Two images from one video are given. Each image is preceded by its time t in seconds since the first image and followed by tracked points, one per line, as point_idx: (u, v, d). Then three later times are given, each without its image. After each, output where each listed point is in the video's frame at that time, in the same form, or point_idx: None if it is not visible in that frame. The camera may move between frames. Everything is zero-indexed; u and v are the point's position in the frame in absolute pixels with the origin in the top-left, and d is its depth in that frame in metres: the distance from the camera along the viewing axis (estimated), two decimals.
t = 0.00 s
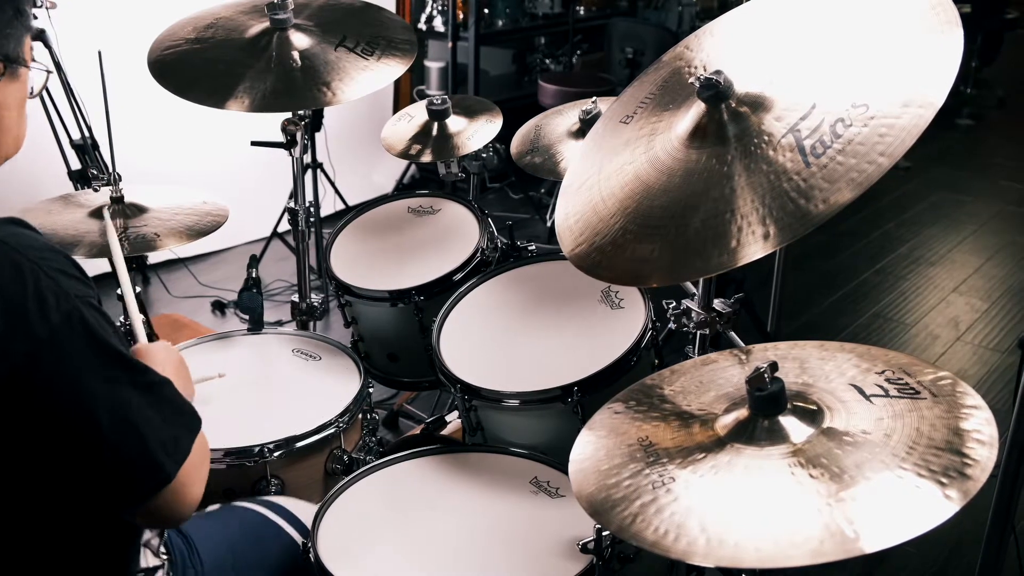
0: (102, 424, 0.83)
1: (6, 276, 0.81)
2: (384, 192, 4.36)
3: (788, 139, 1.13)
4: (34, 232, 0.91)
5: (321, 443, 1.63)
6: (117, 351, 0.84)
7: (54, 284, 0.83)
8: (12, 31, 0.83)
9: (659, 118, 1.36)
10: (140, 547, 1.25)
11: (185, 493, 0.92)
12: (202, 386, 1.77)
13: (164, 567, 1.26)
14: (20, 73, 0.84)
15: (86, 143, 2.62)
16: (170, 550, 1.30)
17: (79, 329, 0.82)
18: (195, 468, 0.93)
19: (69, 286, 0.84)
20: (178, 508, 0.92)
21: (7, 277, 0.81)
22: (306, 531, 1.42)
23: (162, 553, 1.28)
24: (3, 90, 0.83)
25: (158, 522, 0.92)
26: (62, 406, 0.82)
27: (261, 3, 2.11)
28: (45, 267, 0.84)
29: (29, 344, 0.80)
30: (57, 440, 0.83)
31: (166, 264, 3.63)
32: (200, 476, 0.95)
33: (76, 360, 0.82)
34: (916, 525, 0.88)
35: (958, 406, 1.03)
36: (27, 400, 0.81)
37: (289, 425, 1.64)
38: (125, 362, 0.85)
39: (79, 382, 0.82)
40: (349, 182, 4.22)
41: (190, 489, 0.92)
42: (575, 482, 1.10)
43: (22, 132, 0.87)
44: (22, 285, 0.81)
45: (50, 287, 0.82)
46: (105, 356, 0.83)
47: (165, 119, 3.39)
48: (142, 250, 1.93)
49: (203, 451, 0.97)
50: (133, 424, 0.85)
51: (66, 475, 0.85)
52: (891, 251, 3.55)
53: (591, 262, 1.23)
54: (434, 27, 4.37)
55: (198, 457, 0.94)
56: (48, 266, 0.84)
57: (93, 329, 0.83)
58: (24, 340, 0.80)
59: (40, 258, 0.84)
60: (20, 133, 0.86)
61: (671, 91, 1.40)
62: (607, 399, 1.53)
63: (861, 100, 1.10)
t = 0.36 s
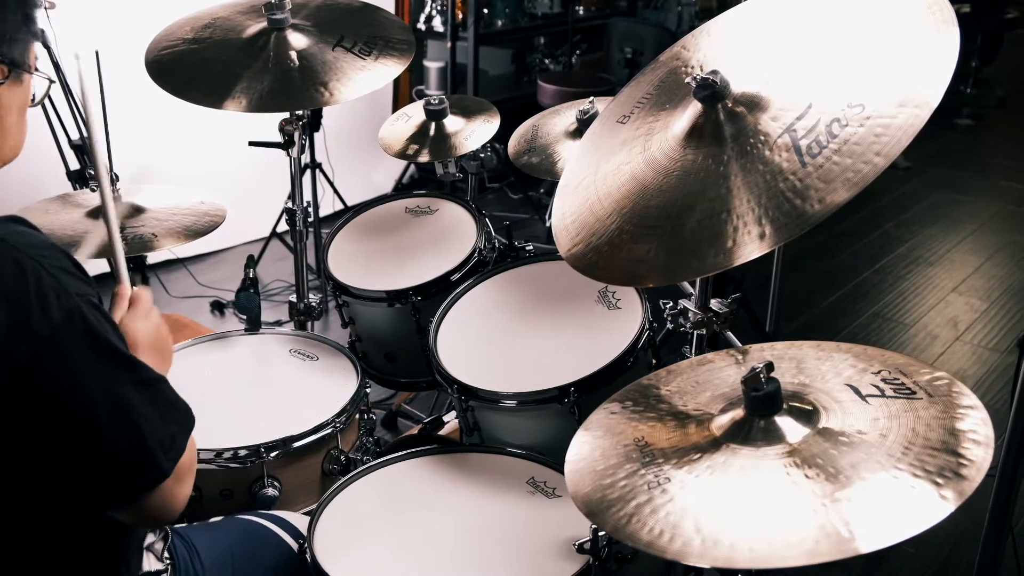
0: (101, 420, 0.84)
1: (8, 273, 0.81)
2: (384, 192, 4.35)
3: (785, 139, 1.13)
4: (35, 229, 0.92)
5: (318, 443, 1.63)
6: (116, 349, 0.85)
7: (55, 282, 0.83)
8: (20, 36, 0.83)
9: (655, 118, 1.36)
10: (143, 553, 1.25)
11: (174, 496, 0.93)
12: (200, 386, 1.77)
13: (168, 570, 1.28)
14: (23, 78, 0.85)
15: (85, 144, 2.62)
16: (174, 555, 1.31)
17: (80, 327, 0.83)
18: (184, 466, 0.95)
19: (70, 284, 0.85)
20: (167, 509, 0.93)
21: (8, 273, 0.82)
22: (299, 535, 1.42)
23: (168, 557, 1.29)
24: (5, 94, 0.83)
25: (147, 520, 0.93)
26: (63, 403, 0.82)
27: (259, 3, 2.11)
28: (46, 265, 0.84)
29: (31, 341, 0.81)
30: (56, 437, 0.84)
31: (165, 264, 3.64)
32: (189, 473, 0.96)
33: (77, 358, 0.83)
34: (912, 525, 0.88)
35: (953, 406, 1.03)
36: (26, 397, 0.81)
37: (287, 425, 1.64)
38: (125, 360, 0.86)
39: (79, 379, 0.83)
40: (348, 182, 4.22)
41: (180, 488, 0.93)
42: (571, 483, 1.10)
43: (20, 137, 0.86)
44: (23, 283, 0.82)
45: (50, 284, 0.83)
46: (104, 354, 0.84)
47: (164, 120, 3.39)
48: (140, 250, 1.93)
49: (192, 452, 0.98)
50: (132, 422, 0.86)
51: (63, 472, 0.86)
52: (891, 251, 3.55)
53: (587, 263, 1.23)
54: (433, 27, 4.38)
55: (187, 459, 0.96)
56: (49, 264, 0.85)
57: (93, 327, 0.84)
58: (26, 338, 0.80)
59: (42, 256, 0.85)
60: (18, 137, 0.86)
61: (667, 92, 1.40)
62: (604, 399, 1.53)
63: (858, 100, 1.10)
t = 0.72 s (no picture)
0: (100, 413, 0.85)
1: None
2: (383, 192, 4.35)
3: (781, 139, 1.13)
4: (19, 230, 0.92)
5: (315, 443, 1.62)
6: (107, 340, 0.86)
7: (39, 276, 0.83)
8: None
9: (651, 118, 1.36)
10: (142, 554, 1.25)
11: (178, 474, 0.97)
12: (198, 386, 1.77)
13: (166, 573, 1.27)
14: None
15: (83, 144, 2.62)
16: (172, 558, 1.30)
17: (69, 321, 0.83)
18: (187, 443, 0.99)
19: (54, 278, 0.85)
20: (174, 485, 0.98)
21: None
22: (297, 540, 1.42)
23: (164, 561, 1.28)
24: None
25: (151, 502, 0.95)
26: (59, 401, 0.83)
27: (256, 3, 2.11)
28: (28, 261, 0.84)
29: (22, 343, 0.80)
30: (56, 434, 0.84)
31: (163, 264, 3.64)
32: (188, 454, 0.99)
33: (69, 353, 0.83)
34: (907, 525, 0.88)
35: (949, 406, 1.03)
36: (22, 396, 0.81)
37: (284, 425, 1.64)
38: (114, 350, 0.86)
39: (74, 374, 0.83)
40: (347, 182, 4.22)
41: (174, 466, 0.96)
42: (567, 483, 1.10)
43: None
44: (9, 281, 0.81)
45: (36, 280, 0.83)
46: (96, 346, 0.85)
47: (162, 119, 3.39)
48: (137, 250, 1.93)
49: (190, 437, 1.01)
50: (130, 411, 0.87)
51: (65, 470, 0.86)
52: (890, 251, 3.54)
53: (584, 263, 1.23)
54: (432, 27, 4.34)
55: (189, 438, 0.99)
56: (31, 259, 0.85)
57: (81, 319, 0.84)
58: (16, 338, 0.80)
59: (22, 251, 0.85)
60: None
61: (663, 91, 1.41)
62: (601, 399, 1.53)
63: (853, 100, 1.10)
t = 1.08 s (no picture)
0: (88, 419, 0.85)
1: None
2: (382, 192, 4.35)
3: (776, 139, 1.13)
4: (18, 229, 0.93)
5: (312, 443, 1.62)
6: (103, 346, 0.86)
7: (37, 279, 0.84)
8: None
9: (648, 118, 1.36)
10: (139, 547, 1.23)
11: (169, 490, 0.96)
12: (197, 385, 1.77)
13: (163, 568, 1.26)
14: None
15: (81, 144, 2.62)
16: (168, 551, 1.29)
17: (64, 325, 0.84)
18: (178, 464, 0.98)
19: (54, 281, 0.86)
20: (163, 505, 0.96)
21: None
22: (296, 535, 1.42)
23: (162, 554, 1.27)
24: None
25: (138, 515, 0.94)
26: (49, 402, 0.83)
27: (254, 3, 2.11)
28: (28, 262, 0.85)
29: (14, 341, 0.81)
30: (44, 437, 0.84)
31: (162, 264, 3.64)
32: (180, 471, 0.98)
33: (63, 357, 0.84)
34: (903, 525, 0.88)
35: (945, 406, 1.03)
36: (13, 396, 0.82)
37: (280, 425, 1.64)
38: (109, 357, 0.87)
39: (66, 379, 0.84)
40: (346, 182, 4.22)
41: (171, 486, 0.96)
42: (563, 483, 1.10)
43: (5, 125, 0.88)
44: (6, 281, 0.83)
45: (33, 282, 0.84)
46: (91, 353, 0.85)
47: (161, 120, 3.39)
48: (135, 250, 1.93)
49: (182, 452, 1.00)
50: (121, 420, 0.87)
51: (50, 471, 0.87)
52: (890, 250, 3.54)
53: (580, 262, 1.23)
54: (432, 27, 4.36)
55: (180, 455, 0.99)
56: (32, 261, 0.86)
57: (78, 324, 0.85)
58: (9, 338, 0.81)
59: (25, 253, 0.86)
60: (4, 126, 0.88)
61: (660, 91, 1.40)
62: (598, 399, 1.53)
63: (849, 100, 1.10)
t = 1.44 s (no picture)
0: (81, 420, 0.85)
1: None
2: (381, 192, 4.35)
3: (772, 139, 1.13)
4: (19, 229, 0.92)
5: (309, 443, 1.62)
6: (100, 349, 0.86)
7: (36, 281, 0.85)
8: None
9: (645, 118, 1.35)
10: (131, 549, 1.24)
11: (161, 494, 0.95)
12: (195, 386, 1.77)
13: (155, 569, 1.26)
14: None
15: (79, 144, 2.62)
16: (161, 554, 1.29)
17: (61, 327, 0.84)
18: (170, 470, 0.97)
19: (52, 284, 0.86)
20: (156, 508, 0.95)
21: None
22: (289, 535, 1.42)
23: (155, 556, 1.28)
24: None
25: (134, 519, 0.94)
26: (45, 404, 0.83)
27: (252, 3, 2.11)
28: (28, 263, 0.85)
29: (12, 341, 0.82)
30: (39, 436, 0.85)
31: (160, 264, 3.64)
32: (172, 479, 0.98)
33: (58, 358, 0.84)
34: (899, 525, 0.88)
35: (941, 407, 1.03)
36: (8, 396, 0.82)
37: (277, 425, 1.64)
38: (107, 359, 0.86)
39: (61, 380, 0.84)
40: (345, 182, 4.22)
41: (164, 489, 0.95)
42: (558, 484, 1.10)
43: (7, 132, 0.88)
44: (5, 283, 0.83)
45: (31, 284, 0.84)
46: (87, 355, 0.85)
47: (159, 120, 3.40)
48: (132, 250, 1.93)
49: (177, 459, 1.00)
50: (116, 423, 0.87)
51: (47, 474, 0.87)
52: (889, 250, 3.54)
53: (576, 263, 1.23)
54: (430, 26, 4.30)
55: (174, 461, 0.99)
56: (33, 262, 0.86)
57: (75, 327, 0.85)
58: (5, 338, 0.82)
59: (26, 254, 0.86)
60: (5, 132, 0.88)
61: (658, 91, 1.40)
62: (595, 398, 1.53)
63: (845, 100, 1.10)
